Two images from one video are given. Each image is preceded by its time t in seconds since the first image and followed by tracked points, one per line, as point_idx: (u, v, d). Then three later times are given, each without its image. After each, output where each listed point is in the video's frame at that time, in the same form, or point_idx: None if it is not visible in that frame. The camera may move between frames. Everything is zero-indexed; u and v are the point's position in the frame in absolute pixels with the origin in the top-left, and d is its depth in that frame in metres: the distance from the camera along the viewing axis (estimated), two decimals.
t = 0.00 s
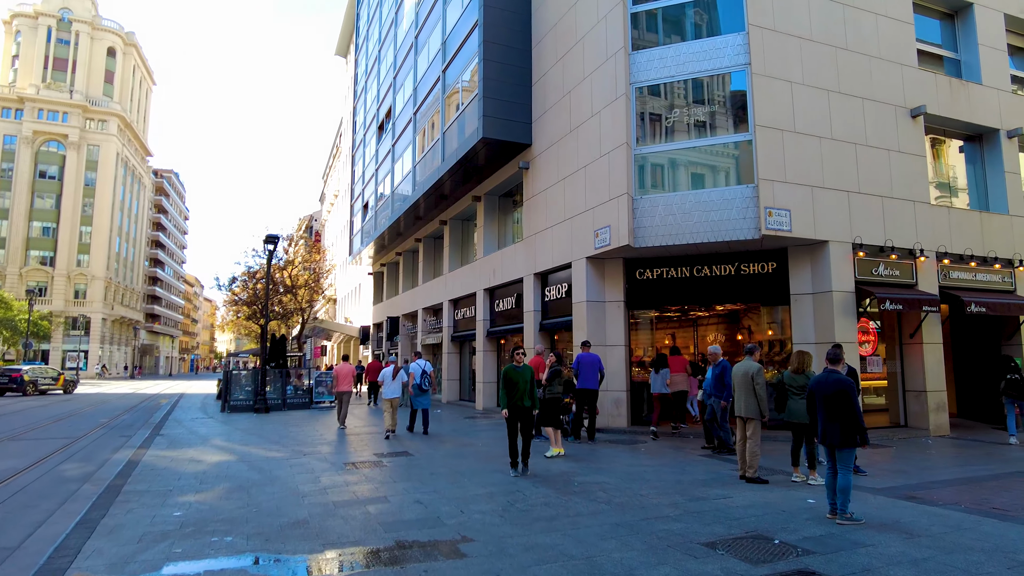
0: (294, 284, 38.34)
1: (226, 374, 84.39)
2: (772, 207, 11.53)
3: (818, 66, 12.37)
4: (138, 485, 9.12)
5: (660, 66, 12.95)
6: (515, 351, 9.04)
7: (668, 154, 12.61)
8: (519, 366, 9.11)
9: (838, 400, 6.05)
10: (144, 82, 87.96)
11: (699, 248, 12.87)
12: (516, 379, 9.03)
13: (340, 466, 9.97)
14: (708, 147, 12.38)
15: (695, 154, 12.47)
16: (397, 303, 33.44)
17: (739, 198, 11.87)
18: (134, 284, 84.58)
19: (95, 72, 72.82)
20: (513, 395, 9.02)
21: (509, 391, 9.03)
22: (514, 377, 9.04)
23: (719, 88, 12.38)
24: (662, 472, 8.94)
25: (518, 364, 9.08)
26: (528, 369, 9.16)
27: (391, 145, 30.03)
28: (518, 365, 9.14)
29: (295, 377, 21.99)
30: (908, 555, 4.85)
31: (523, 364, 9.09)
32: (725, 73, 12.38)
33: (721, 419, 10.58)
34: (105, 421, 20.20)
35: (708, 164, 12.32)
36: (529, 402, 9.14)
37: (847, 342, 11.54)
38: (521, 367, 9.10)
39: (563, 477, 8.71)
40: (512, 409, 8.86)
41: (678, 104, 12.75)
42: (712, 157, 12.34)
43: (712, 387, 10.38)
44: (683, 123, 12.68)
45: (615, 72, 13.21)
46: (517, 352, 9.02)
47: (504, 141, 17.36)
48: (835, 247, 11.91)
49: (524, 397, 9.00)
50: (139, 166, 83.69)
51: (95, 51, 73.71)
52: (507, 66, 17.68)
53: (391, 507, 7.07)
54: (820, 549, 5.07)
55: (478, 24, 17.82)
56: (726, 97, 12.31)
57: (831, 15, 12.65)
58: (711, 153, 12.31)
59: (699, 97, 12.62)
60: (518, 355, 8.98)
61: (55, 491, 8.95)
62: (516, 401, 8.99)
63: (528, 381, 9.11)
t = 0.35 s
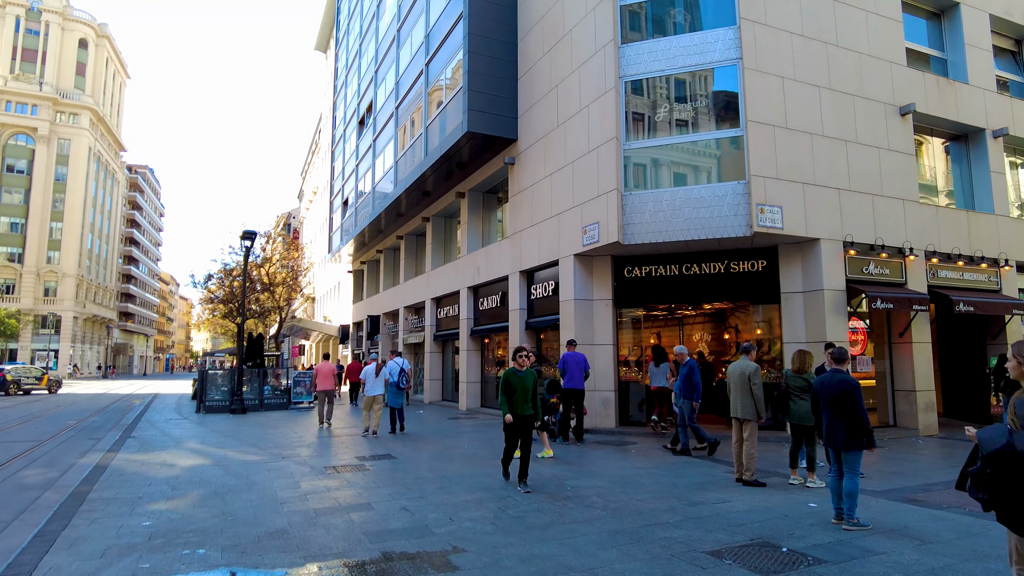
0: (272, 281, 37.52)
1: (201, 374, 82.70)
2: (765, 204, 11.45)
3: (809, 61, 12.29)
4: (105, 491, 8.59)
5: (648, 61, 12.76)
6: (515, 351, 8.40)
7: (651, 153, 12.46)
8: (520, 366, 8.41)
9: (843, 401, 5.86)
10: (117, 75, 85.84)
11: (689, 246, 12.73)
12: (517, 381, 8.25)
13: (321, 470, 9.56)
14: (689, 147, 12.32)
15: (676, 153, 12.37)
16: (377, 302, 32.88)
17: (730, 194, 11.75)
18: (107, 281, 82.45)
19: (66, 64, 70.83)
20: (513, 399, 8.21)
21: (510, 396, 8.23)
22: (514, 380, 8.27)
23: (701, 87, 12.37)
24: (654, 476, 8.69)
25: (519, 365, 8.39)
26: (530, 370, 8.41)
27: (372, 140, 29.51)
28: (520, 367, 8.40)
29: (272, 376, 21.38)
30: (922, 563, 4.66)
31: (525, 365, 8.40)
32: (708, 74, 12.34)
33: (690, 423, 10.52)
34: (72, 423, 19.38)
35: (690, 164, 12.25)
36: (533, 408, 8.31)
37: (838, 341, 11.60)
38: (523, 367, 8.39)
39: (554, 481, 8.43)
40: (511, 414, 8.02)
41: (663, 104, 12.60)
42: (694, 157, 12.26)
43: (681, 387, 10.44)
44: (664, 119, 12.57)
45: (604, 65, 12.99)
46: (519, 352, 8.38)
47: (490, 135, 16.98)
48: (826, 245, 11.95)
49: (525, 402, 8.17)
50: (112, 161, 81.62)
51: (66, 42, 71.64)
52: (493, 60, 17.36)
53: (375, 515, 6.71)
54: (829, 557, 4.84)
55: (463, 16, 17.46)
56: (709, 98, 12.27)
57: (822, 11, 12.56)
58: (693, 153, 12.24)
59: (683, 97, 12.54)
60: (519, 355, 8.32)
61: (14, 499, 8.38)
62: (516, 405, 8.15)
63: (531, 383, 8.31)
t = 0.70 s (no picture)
0: (261, 281, 36.93)
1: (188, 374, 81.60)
2: (769, 202, 11.47)
3: (812, 59, 12.28)
4: (88, 498, 8.19)
5: (648, 56, 12.77)
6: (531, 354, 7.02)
7: (644, 154, 12.56)
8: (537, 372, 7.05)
9: (864, 406, 5.61)
10: (104, 72, 84.59)
11: (691, 246, 12.60)
12: (533, 391, 6.92)
13: (314, 477, 9.21)
14: (681, 147, 12.43)
15: (669, 154, 12.46)
16: (368, 302, 32.47)
17: (733, 192, 11.77)
18: (92, 281, 81.12)
19: (52, 60, 69.68)
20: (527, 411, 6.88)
21: (525, 406, 6.90)
22: (530, 389, 6.94)
23: (695, 87, 12.50)
24: (660, 482, 8.42)
25: (535, 371, 7.03)
26: (548, 379, 7.09)
27: (364, 138, 29.15)
28: (536, 372, 7.07)
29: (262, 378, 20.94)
30: None
31: (541, 372, 7.06)
32: (700, 76, 12.51)
33: (673, 426, 10.36)
34: (55, 425, 18.79)
35: (684, 165, 12.33)
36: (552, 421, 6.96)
37: (842, 342, 11.50)
38: (540, 374, 7.05)
39: (557, 488, 8.16)
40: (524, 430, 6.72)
41: (653, 104, 12.71)
42: (687, 157, 12.37)
43: (664, 390, 10.23)
44: (658, 119, 12.66)
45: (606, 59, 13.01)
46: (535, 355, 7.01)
47: (487, 132, 16.72)
48: (830, 245, 11.91)
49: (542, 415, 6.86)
50: (99, 158, 80.40)
51: (51, 37, 70.46)
52: (492, 56, 17.12)
53: (373, 525, 6.40)
54: (857, 571, 4.59)
55: (459, 10, 17.20)
56: (702, 99, 12.41)
57: (827, 7, 12.55)
58: (686, 153, 12.35)
59: (675, 99, 12.65)
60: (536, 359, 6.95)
61: None
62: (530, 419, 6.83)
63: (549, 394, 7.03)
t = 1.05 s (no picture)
0: (242, 280, 36.23)
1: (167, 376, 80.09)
2: (764, 200, 11.41)
3: (806, 56, 12.28)
4: (57, 504, 7.77)
5: (641, 52, 12.72)
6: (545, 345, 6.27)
7: (630, 155, 12.48)
8: (550, 365, 6.29)
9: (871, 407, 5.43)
10: (82, 66, 82.86)
11: (685, 243, 12.47)
12: (549, 386, 6.15)
13: (298, 481, 8.86)
14: (666, 148, 12.37)
15: (655, 155, 12.40)
16: (352, 302, 31.98)
17: (727, 190, 11.72)
18: (69, 280, 79.37)
19: (27, 54, 68.09)
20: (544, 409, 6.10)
21: (536, 401, 6.17)
22: (545, 383, 6.17)
23: (682, 92, 12.47)
24: (656, 485, 8.21)
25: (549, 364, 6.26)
26: (563, 373, 6.34)
27: (349, 134, 28.70)
28: (551, 365, 6.32)
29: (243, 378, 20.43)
30: None
31: (556, 365, 6.30)
32: (687, 76, 12.49)
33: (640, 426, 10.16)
34: (26, 428, 18.15)
35: (669, 165, 12.27)
36: (567, 419, 6.20)
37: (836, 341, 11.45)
38: (553, 368, 6.29)
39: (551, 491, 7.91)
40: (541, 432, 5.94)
41: (636, 105, 12.68)
42: (673, 159, 12.31)
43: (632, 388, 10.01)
44: (644, 119, 12.64)
45: (599, 53, 12.87)
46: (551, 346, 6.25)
47: (476, 127, 16.48)
48: (824, 243, 11.89)
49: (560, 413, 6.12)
50: (76, 155, 78.72)
51: (27, 30, 68.83)
52: (481, 50, 16.87)
53: (362, 532, 6.10)
54: None
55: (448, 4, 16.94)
56: (689, 101, 12.40)
57: (820, 3, 12.58)
58: (671, 154, 12.30)
59: (660, 100, 12.61)
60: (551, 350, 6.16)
61: None
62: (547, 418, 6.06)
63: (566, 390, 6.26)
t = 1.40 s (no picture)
0: (212, 278, 35.25)
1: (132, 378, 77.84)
2: (745, 199, 11.33)
3: (786, 54, 12.25)
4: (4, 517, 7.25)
5: (623, 47, 12.55)
6: (561, 347, 5.39)
7: (605, 156, 12.25)
8: (567, 370, 5.44)
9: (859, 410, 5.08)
10: (44, 58, 80.19)
11: (665, 242, 12.35)
12: (564, 393, 5.33)
13: (267, 488, 8.45)
14: (642, 149, 12.18)
15: (631, 156, 12.21)
16: (324, 301, 31.32)
17: (709, 189, 11.61)
18: (29, 278, 76.65)
19: None
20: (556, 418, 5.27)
21: (549, 409, 5.31)
22: (559, 391, 5.34)
23: (657, 94, 12.37)
24: (640, 489, 8.01)
25: (566, 368, 5.41)
26: (579, 379, 5.54)
27: (322, 130, 28.08)
28: (568, 369, 5.45)
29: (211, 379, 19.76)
30: None
31: (573, 370, 5.46)
32: (662, 77, 12.41)
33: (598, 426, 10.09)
34: None
35: (648, 168, 12.07)
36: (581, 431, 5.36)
37: (816, 341, 11.43)
38: (570, 374, 5.45)
39: (533, 497, 7.64)
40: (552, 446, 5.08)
41: (615, 106, 12.44)
42: (649, 160, 12.13)
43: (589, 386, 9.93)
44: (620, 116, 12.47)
45: (580, 48, 12.70)
46: (569, 349, 5.39)
47: (454, 123, 16.14)
48: (805, 243, 11.86)
49: (574, 425, 5.30)
50: (37, 149, 76.09)
51: None
52: (458, 45, 16.54)
53: (335, 543, 5.77)
54: None
55: None
56: (665, 100, 12.31)
57: (801, 2, 12.59)
58: (647, 155, 12.11)
59: (636, 100, 12.44)
60: (570, 353, 5.32)
61: None
62: (559, 429, 5.23)
63: (582, 399, 5.45)
